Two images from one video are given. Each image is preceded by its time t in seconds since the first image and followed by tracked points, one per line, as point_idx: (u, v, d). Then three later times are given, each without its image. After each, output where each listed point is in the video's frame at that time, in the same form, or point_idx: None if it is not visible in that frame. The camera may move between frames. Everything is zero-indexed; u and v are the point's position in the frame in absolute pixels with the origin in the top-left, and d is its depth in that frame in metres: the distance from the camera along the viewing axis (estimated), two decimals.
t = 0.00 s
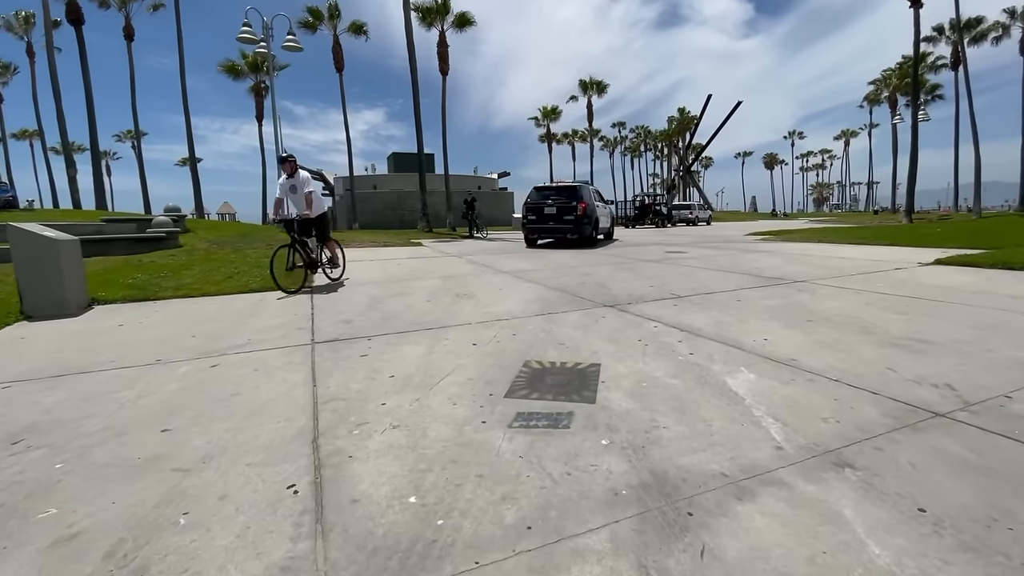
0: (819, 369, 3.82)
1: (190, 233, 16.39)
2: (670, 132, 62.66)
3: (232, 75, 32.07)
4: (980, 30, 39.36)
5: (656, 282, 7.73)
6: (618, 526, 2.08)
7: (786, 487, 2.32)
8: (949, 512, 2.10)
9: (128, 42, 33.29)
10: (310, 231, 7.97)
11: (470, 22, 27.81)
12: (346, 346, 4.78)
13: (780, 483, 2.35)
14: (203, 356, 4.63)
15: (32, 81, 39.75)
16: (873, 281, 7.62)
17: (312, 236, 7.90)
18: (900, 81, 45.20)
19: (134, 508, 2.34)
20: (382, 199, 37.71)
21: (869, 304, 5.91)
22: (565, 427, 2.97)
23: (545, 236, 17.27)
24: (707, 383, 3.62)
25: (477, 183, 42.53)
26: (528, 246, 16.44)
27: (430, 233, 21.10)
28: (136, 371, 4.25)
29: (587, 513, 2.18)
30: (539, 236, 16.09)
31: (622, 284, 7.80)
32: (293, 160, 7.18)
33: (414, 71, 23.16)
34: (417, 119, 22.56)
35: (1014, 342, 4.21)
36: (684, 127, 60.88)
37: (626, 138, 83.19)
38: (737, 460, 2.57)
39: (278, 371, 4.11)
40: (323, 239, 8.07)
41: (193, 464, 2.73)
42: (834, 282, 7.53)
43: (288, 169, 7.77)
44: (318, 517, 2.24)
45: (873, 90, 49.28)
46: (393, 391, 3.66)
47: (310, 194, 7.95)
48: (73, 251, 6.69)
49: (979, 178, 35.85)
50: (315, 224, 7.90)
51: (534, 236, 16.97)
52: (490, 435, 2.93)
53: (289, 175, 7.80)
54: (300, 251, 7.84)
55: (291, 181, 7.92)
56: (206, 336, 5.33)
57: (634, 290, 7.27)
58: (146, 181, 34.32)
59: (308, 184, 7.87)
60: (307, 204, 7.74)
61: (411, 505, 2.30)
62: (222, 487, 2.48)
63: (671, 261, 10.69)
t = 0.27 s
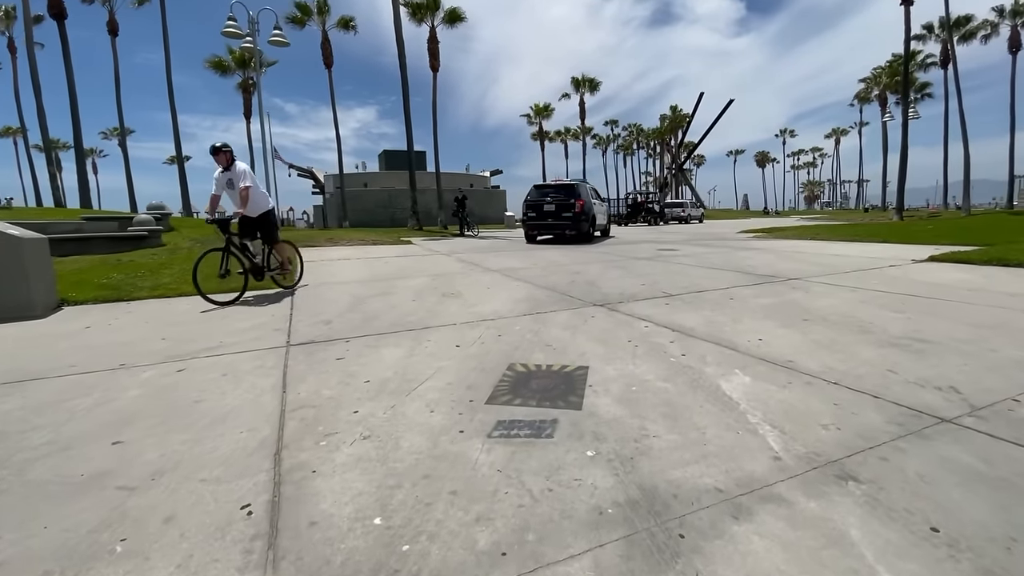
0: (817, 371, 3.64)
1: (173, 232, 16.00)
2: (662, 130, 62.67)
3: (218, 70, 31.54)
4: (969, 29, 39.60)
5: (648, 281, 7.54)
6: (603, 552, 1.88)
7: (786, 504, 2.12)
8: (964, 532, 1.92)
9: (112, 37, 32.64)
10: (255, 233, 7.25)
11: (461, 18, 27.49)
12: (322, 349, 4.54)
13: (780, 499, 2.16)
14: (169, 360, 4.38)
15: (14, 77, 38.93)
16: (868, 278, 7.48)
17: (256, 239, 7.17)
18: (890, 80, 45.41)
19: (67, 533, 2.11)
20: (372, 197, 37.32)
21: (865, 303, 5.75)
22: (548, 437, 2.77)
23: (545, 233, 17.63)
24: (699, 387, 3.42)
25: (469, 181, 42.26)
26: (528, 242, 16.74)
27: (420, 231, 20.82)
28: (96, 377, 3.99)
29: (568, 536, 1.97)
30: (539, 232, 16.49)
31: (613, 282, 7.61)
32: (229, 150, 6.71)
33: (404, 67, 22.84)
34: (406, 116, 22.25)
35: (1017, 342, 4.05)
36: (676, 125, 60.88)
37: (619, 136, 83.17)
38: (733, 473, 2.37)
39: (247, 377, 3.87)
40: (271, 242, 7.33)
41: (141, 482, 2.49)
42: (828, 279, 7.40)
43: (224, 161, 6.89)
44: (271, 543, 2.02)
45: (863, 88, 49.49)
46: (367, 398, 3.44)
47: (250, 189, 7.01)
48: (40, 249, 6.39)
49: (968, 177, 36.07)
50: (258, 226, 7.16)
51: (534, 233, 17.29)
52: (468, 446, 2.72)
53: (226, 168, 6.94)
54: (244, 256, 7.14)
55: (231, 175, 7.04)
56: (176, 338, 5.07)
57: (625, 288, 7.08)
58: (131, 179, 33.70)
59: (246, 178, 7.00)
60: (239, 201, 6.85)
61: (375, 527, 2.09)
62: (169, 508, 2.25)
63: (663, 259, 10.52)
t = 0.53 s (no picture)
0: (805, 379, 3.48)
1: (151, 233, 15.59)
2: (651, 129, 62.80)
3: (201, 68, 30.96)
4: (952, 29, 40.04)
5: (633, 282, 7.37)
6: None
7: (772, 533, 1.95)
8: (964, 565, 1.75)
9: (91, 33, 31.93)
10: (170, 240, 6.30)
11: (447, 15, 27.20)
12: (289, 358, 4.31)
13: (764, 527, 1.98)
14: (124, 370, 4.12)
15: None
16: (856, 278, 7.38)
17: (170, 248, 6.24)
18: (875, 79, 45.81)
19: None
20: (360, 196, 36.92)
21: (853, 304, 5.62)
22: (518, 456, 2.57)
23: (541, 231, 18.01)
24: (682, 398, 3.25)
25: (458, 180, 42.00)
26: (524, 240, 17.10)
27: (407, 231, 20.55)
28: (41, 391, 3.73)
29: None
30: (535, 230, 16.94)
31: (598, 284, 7.44)
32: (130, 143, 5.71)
33: (389, 64, 22.52)
34: (392, 114, 21.94)
35: (1009, 346, 3.93)
36: (665, 124, 61.04)
37: (608, 135, 83.24)
38: (715, 497, 2.19)
39: (204, 389, 3.63)
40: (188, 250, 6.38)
41: (66, 513, 2.25)
42: (815, 280, 7.29)
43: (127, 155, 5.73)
44: None
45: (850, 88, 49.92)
46: (329, 412, 3.22)
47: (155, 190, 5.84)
48: None
49: (952, 175, 36.46)
50: (170, 234, 6.19)
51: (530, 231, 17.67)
52: (431, 467, 2.52)
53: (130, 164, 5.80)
54: (156, 268, 6.18)
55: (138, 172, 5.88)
56: (135, 347, 4.80)
57: (610, 290, 6.90)
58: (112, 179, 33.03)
59: (151, 177, 5.83)
60: (141, 203, 5.75)
61: (319, 566, 1.88)
62: (90, 546, 2.02)
63: (650, 259, 10.37)
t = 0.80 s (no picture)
0: (799, 388, 3.33)
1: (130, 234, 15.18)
2: (641, 129, 62.86)
3: (185, 66, 30.42)
4: (937, 30, 40.47)
5: (622, 284, 7.21)
6: None
7: (768, 566, 1.77)
8: None
9: (72, 29, 31.22)
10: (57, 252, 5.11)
11: (435, 13, 26.92)
12: (259, 368, 4.08)
13: (759, 559, 1.81)
14: (82, 383, 3.88)
15: None
16: (847, 278, 7.28)
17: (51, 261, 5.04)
18: (862, 80, 46.21)
19: None
20: (348, 197, 36.51)
21: (846, 306, 5.50)
22: (495, 478, 2.38)
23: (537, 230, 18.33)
24: (671, 409, 3.08)
25: (448, 180, 41.72)
26: (521, 238, 17.41)
27: (395, 231, 20.28)
28: None
29: None
30: (533, 228, 17.32)
31: (586, 286, 7.27)
32: None
33: (376, 63, 22.23)
34: (379, 113, 21.65)
35: (1006, 351, 3.81)
36: (654, 124, 61.16)
37: (598, 135, 83.36)
38: (705, 524, 2.02)
39: (163, 404, 3.40)
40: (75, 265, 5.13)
41: None
42: (806, 280, 7.18)
43: None
44: None
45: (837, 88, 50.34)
46: (295, 429, 3.00)
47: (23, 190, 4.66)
48: None
49: (937, 175, 36.79)
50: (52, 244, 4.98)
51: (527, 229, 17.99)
52: (400, 491, 2.32)
53: None
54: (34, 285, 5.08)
55: None
56: (97, 357, 4.55)
57: (598, 292, 6.74)
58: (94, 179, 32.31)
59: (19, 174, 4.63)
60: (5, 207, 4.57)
61: None
62: None
63: (640, 260, 10.23)
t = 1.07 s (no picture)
0: (810, 394, 3.12)
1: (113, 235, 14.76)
2: (634, 128, 62.81)
3: (171, 64, 29.89)
4: (927, 29, 40.67)
5: (618, 284, 7.00)
6: None
7: None
8: None
9: (55, 26, 30.58)
10: None
11: (427, 11, 26.62)
12: (233, 376, 3.82)
13: None
14: (40, 394, 3.59)
15: None
16: (847, 276, 7.11)
17: None
18: (853, 79, 46.42)
19: None
20: (339, 197, 36.10)
21: (850, 305, 5.31)
22: (483, 501, 2.14)
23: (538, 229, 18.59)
24: (675, 419, 2.85)
25: (440, 180, 41.43)
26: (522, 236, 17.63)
27: (386, 231, 19.96)
28: None
29: None
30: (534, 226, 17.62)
31: (581, 286, 7.05)
32: None
33: (366, 60, 21.89)
34: (370, 111, 21.33)
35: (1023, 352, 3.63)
36: (647, 123, 61.12)
37: (591, 135, 83.29)
38: (720, 554, 1.79)
39: (124, 418, 3.13)
40: None
41: None
42: (806, 279, 7.01)
43: None
44: None
45: (828, 87, 50.54)
46: (267, 444, 2.75)
47: None
48: None
49: (928, 173, 36.97)
50: None
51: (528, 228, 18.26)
52: (378, 517, 2.08)
53: None
54: None
55: None
56: (61, 365, 4.25)
57: (593, 293, 6.52)
58: (79, 179, 31.65)
59: None
60: None
61: None
62: None
63: (635, 258, 10.04)
